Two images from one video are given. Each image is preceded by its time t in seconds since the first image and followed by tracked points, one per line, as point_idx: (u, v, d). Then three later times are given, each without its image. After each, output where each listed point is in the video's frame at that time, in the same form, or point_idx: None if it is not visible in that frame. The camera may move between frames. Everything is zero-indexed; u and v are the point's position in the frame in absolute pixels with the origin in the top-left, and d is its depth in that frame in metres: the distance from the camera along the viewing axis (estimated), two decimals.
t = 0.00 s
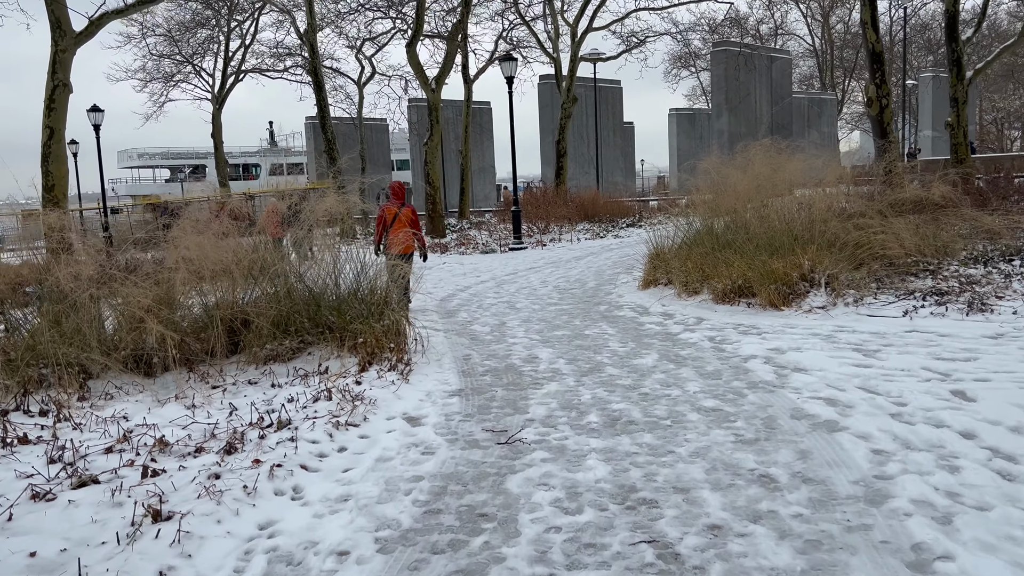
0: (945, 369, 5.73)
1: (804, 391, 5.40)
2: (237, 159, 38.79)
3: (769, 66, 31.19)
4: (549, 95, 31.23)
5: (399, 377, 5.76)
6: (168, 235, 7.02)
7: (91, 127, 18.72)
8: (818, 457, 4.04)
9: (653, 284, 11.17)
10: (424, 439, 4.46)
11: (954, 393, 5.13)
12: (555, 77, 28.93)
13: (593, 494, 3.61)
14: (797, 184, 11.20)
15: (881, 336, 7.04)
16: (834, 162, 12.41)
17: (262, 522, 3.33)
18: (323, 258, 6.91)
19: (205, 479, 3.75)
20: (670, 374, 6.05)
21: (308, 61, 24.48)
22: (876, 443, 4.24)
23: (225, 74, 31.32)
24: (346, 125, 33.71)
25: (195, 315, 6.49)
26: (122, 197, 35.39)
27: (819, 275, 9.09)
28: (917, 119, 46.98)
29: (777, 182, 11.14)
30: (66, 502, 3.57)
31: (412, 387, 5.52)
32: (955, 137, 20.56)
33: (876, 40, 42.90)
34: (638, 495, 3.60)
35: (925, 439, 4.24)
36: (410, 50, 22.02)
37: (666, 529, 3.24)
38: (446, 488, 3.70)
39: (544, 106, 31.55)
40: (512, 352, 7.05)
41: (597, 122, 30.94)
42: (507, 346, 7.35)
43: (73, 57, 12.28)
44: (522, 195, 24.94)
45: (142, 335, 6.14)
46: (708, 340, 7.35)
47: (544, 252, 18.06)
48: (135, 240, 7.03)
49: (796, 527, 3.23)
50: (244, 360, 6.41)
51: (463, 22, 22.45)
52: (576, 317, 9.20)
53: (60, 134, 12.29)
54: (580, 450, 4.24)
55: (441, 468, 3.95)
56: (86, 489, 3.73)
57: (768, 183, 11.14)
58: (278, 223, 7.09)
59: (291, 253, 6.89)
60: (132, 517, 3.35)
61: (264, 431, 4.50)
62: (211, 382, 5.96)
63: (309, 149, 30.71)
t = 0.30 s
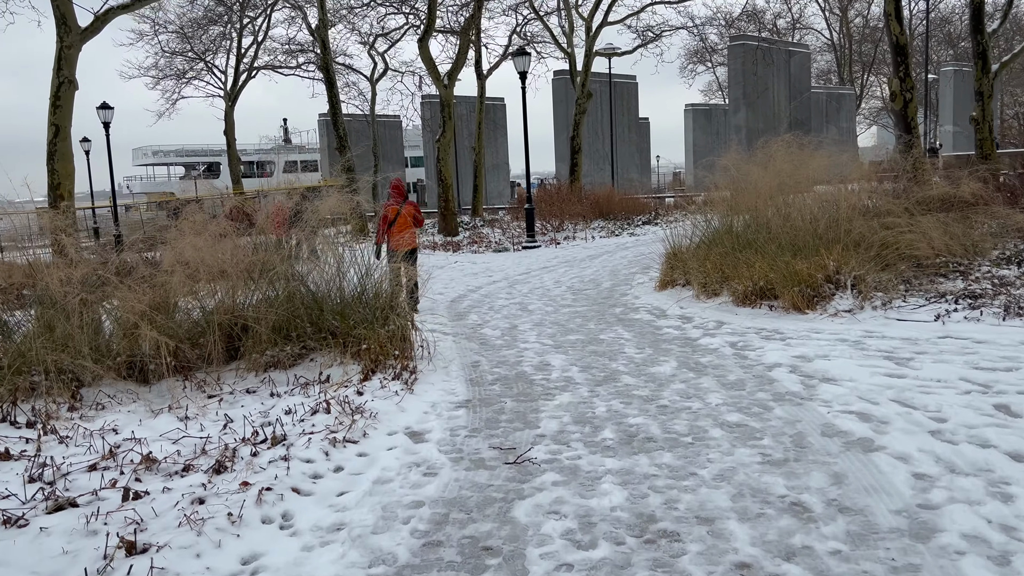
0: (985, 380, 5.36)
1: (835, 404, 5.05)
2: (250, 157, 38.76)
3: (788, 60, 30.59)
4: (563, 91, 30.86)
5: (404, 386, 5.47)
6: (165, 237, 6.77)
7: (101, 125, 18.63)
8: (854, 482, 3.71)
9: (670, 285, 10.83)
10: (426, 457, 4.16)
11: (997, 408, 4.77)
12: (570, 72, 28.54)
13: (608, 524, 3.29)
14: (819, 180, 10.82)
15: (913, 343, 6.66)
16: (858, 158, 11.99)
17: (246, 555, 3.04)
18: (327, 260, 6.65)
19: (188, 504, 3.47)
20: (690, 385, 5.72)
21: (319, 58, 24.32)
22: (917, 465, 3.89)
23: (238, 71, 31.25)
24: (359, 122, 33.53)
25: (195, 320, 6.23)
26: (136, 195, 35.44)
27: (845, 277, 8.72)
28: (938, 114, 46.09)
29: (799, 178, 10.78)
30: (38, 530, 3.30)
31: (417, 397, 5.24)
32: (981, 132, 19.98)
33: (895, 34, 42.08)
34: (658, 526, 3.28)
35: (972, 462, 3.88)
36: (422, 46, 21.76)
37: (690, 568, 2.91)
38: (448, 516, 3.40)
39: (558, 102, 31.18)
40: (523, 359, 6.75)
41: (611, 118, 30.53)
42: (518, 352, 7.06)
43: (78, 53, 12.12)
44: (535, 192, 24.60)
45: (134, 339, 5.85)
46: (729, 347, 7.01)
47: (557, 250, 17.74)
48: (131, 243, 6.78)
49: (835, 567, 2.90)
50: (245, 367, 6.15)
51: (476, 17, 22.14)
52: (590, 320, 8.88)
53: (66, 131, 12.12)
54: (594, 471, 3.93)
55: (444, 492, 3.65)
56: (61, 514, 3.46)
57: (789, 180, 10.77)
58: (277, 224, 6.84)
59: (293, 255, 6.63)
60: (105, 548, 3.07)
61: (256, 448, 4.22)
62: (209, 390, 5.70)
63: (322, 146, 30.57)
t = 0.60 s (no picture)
0: (1022, 396, 5.00)
1: (860, 423, 4.73)
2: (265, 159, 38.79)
3: (807, 59, 30.10)
4: (578, 92, 30.57)
5: (402, 399, 5.19)
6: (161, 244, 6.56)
7: (113, 128, 18.64)
8: (883, 513, 3.39)
9: (686, 290, 10.51)
10: (420, 479, 3.89)
11: None
12: (584, 73, 28.24)
13: (612, 560, 3.00)
14: (840, 181, 10.46)
15: (943, 354, 6.29)
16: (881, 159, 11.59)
17: None
18: (328, 265, 6.42)
19: (159, 532, 3.22)
20: (705, 399, 5.40)
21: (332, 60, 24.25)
22: (952, 493, 3.57)
23: (252, 74, 31.29)
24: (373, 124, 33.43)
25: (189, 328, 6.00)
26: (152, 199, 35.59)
27: (869, 282, 8.36)
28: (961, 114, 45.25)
29: (819, 180, 10.43)
30: None
31: (415, 412, 4.96)
32: (1007, 131, 19.43)
33: (917, 32, 41.33)
34: (666, 563, 2.98)
35: (1014, 491, 3.54)
36: (434, 47, 21.58)
37: None
38: (438, 549, 3.12)
39: (574, 103, 30.89)
40: (530, 369, 6.46)
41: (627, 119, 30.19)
42: (525, 362, 6.77)
43: (85, 55, 12.03)
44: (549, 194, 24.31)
45: (123, 347, 5.58)
46: (747, 357, 6.68)
47: (571, 254, 17.45)
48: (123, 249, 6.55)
49: None
50: (240, 377, 5.92)
51: (489, 18, 21.90)
52: (602, 327, 8.57)
53: (73, 134, 12.00)
54: (599, 497, 3.64)
55: (435, 521, 3.37)
56: (24, 542, 3.22)
57: (809, 181, 10.43)
58: (274, 230, 6.63)
59: (292, 260, 6.40)
60: None
61: (240, 468, 3.97)
62: (202, 402, 5.46)
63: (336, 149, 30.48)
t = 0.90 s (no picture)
0: None
1: (881, 452, 4.42)
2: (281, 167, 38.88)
3: (825, 64, 29.67)
4: (593, 98, 30.34)
5: (396, 422, 4.96)
6: (150, 260, 6.38)
7: (125, 137, 18.72)
8: (908, 561, 3.09)
9: (700, 302, 10.21)
10: (407, 513, 3.64)
11: None
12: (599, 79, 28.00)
13: None
14: (859, 190, 10.12)
15: (969, 374, 5.95)
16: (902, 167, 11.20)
17: None
18: (324, 280, 6.23)
19: None
20: (717, 423, 5.11)
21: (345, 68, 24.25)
22: (985, 538, 3.25)
23: (267, 82, 31.44)
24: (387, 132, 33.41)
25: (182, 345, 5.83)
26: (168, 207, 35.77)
27: (889, 295, 8.03)
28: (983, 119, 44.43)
29: (837, 188, 10.10)
30: None
31: (408, 437, 4.73)
32: None
33: (938, 37, 40.66)
34: None
35: None
36: (447, 55, 21.45)
37: None
38: None
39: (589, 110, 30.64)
40: (534, 389, 6.20)
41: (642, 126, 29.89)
42: (529, 380, 6.51)
43: (93, 64, 12.02)
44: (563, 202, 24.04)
45: (109, 366, 5.39)
46: (762, 377, 6.37)
47: (584, 263, 17.17)
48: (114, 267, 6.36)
49: None
50: (233, 396, 5.73)
51: (502, 24, 21.72)
52: (612, 342, 8.29)
53: (80, 143, 12.00)
54: (598, 539, 3.36)
55: (418, 566, 3.12)
56: None
57: (826, 190, 10.11)
58: (266, 244, 6.44)
59: (288, 273, 6.22)
60: None
61: (218, 501, 3.74)
62: (192, 422, 5.28)
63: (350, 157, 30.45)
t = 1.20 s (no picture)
0: None
1: (902, 474, 4.11)
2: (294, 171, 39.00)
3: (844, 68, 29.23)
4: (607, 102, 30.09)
5: (385, 437, 4.71)
6: (137, 265, 6.20)
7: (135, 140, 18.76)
8: None
9: (712, 309, 9.91)
10: (386, 539, 3.39)
11: None
12: (613, 82, 27.74)
13: None
14: (879, 194, 9.77)
15: (996, 389, 5.61)
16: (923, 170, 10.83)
17: None
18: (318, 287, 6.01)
19: None
20: (725, 440, 4.82)
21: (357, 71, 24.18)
22: None
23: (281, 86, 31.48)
24: (400, 136, 33.31)
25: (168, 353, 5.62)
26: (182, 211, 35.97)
27: (910, 303, 7.68)
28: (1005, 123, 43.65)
29: (855, 192, 9.77)
30: None
31: (395, 453, 4.48)
32: None
33: (958, 40, 40.02)
34: None
35: None
36: (458, 58, 21.31)
37: None
38: None
39: (603, 114, 30.38)
40: (535, 401, 5.93)
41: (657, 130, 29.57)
42: (530, 392, 6.25)
43: (98, 66, 12.08)
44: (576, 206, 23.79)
45: (87, 375, 5.18)
46: (774, 389, 6.06)
47: (596, 268, 16.91)
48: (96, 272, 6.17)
49: None
50: (222, 406, 5.53)
51: (514, 27, 21.53)
52: (619, 351, 8.00)
53: (85, 146, 12.07)
54: (591, 570, 3.09)
55: None
56: None
57: (844, 194, 9.77)
58: (253, 249, 6.25)
59: (280, 279, 6.01)
60: None
61: (187, 523, 3.52)
62: (176, 434, 5.07)
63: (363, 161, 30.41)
